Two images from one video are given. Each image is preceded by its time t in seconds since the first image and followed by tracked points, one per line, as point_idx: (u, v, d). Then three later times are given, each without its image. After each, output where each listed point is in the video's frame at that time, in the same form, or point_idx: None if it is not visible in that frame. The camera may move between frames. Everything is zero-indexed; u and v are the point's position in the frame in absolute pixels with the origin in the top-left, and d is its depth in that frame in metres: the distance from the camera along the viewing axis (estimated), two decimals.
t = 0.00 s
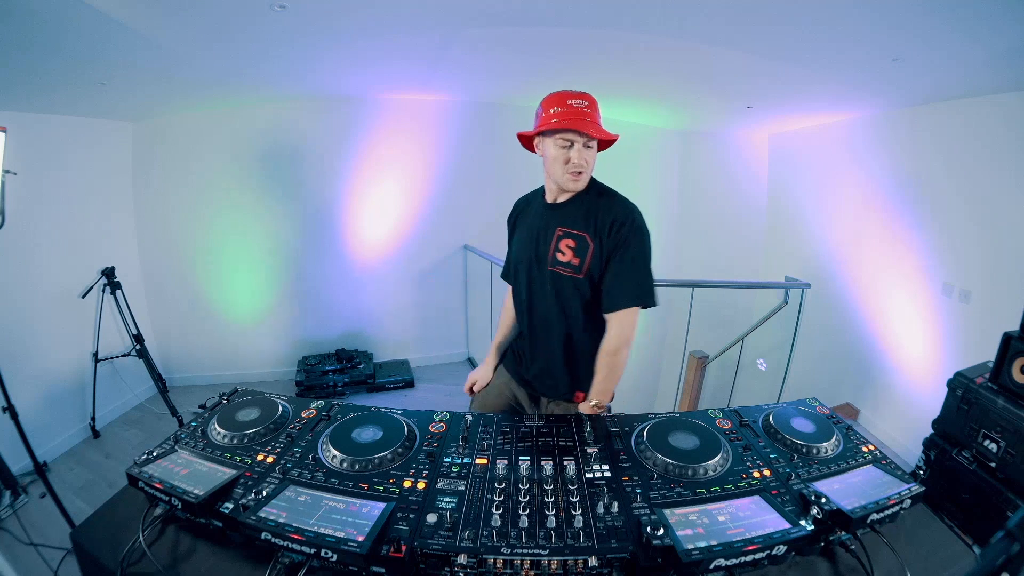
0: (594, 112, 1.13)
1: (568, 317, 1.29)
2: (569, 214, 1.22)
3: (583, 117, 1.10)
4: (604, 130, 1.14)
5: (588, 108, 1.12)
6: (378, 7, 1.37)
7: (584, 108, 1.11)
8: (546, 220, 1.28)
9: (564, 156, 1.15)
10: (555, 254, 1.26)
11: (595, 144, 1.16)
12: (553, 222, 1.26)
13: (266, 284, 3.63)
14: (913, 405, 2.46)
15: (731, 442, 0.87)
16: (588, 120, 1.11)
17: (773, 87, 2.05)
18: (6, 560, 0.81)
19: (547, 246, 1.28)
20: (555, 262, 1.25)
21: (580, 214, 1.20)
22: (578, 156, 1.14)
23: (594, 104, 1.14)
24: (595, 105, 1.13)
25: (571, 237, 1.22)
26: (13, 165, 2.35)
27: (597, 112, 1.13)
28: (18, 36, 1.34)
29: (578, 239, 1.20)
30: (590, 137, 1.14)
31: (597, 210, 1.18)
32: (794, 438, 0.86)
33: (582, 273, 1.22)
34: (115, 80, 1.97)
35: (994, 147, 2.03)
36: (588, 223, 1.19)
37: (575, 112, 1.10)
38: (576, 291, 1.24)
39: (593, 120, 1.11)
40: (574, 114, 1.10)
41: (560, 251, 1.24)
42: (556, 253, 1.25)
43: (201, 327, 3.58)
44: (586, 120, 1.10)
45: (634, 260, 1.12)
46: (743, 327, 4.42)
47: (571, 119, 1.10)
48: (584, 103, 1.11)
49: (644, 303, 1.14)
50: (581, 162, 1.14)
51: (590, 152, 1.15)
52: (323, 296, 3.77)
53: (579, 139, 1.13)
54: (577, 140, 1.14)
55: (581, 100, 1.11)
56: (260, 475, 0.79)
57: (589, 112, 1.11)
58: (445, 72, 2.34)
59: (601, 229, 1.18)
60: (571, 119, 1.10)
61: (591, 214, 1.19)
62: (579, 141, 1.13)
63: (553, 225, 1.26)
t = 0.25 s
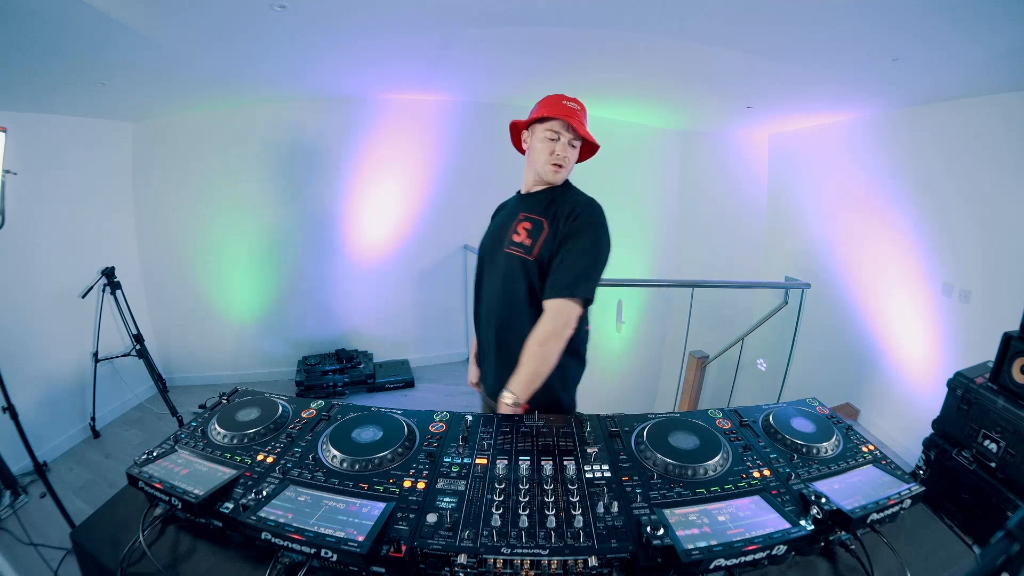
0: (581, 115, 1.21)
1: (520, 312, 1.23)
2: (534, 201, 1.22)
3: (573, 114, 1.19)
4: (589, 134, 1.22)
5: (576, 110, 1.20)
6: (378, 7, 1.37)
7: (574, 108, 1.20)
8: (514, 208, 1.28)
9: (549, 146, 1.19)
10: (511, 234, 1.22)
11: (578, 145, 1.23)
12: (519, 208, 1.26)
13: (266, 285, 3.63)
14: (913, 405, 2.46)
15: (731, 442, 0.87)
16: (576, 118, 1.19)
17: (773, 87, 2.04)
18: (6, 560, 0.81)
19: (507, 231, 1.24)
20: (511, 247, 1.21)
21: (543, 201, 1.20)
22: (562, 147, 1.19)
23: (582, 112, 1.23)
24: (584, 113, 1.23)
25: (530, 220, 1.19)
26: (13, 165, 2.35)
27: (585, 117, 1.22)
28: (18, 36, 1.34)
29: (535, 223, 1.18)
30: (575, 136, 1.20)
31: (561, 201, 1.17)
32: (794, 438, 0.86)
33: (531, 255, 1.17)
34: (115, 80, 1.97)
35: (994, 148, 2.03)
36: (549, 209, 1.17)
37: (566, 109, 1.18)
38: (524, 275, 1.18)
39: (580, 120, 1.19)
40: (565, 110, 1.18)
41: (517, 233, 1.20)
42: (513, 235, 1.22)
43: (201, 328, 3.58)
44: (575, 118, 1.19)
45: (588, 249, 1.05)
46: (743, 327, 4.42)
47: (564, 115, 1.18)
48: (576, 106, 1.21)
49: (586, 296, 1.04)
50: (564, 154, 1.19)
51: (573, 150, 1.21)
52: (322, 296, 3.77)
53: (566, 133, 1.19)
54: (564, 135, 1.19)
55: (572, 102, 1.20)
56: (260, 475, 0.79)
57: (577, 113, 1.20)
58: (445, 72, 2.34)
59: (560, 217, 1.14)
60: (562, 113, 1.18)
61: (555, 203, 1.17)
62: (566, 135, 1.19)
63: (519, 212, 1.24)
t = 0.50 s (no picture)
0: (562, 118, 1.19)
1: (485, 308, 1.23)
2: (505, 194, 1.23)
3: (553, 115, 1.17)
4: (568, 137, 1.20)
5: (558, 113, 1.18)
6: (378, 7, 1.37)
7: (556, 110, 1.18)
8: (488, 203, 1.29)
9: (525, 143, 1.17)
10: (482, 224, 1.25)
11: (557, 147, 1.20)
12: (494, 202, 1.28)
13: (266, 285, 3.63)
14: (912, 405, 2.46)
15: (731, 442, 0.87)
16: (556, 119, 1.16)
17: (773, 87, 2.04)
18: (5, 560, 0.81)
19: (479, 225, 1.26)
20: (481, 240, 1.21)
21: (513, 194, 1.20)
22: (538, 146, 1.16)
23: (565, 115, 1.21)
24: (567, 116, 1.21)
25: (499, 212, 1.21)
26: (13, 166, 2.35)
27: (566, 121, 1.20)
28: (17, 36, 1.33)
29: (503, 214, 1.19)
30: (553, 137, 1.18)
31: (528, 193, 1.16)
32: (794, 438, 0.86)
33: (494, 246, 1.17)
34: (115, 80, 1.97)
35: (994, 148, 2.03)
36: (516, 201, 1.18)
37: (547, 110, 1.16)
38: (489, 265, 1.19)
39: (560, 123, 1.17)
40: (545, 111, 1.16)
41: (486, 226, 1.21)
42: (483, 227, 1.24)
43: (201, 328, 3.58)
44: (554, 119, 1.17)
45: (546, 239, 1.03)
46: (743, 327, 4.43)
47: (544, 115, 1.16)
48: (557, 109, 1.19)
49: (542, 289, 1.00)
50: (540, 153, 1.17)
51: (549, 151, 1.18)
52: (322, 296, 3.77)
53: (544, 133, 1.17)
54: (542, 135, 1.17)
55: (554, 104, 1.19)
56: (260, 475, 0.79)
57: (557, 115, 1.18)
58: (445, 72, 2.34)
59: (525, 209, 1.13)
60: (542, 114, 1.16)
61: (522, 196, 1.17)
62: (545, 135, 1.17)
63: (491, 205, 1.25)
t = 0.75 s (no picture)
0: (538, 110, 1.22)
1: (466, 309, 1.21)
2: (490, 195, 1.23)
3: (531, 108, 1.20)
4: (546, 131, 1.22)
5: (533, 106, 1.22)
6: (378, 7, 1.37)
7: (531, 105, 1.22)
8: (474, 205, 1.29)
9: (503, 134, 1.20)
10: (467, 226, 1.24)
11: (535, 137, 1.21)
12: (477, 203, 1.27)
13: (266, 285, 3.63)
14: (912, 405, 2.46)
15: (731, 442, 0.87)
16: (530, 110, 1.20)
17: (774, 87, 2.05)
18: (5, 559, 0.81)
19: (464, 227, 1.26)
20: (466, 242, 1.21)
21: (498, 196, 1.20)
22: (515, 132, 1.18)
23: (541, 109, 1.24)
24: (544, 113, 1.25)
25: (483, 213, 1.20)
26: (13, 166, 2.35)
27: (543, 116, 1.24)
28: (17, 36, 1.33)
29: (488, 215, 1.18)
30: (530, 127, 1.20)
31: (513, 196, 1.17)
32: (794, 438, 0.86)
33: (481, 247, 1.16)
34: (115, 80, 1.97)
35: (993, 148, 2.03)
36: (501, 203, 1.18)
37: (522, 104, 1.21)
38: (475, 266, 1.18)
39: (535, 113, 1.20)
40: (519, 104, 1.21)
41: (471, 227, 1.21)
42: (468, 228, 1.23)
43: (201, 328, 3.58)
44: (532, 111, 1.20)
45: (529, 236, 1.02)
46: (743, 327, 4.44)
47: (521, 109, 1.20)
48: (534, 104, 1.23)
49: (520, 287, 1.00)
50: (518, 142, 1.18)
51: (527, 139, 1.19)
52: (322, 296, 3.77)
53: (520, 122, 1.19)
54: (518, 125, 1.20)
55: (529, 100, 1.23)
56: (260, 475, 0.79)
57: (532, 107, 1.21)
58: (446, 72, 2.34)
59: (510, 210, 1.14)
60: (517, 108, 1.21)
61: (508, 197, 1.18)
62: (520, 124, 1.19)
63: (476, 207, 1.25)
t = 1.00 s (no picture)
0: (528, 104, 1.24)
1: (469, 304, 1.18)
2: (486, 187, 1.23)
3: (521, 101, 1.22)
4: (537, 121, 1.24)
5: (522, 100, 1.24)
6: (378, 7, 1.37)
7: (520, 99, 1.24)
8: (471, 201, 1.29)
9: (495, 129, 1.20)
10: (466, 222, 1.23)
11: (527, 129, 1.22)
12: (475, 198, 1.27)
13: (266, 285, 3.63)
14: (912, 405, 2.46)
15: (731, 442, 0.87)
16: (521, 103, 1.21)
17: (773, 87, 2.05)
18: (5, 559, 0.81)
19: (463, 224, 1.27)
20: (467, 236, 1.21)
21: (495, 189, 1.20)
22: (508, 125, 1.19)
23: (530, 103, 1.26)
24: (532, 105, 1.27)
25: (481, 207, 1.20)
26: (13, 166, 2.35)
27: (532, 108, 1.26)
28: (18, 36, 1.34)
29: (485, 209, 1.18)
30: (522, 119, 1.21)
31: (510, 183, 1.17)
32: (794, 438, 0.86)
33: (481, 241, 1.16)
34: (116, 80, 1.97)
35: (993, 148, 2.03)
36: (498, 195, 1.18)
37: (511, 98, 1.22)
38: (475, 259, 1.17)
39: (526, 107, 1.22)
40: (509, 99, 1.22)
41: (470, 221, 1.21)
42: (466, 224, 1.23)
43: (201, 328, 3.58)
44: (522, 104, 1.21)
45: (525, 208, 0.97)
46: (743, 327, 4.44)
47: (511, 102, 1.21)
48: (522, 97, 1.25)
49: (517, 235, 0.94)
50: (513, 134, 1.19)
51: (520, 131, 1.20)
52: (322, 296, 3.77)
53: (512, 116, 1.20)
54: (510, 119, 1.20)
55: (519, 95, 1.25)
56: (260, 475, 0.79)
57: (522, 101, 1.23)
58: (446, 72, 2.35)
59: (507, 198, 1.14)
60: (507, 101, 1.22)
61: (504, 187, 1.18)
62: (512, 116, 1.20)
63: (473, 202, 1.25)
